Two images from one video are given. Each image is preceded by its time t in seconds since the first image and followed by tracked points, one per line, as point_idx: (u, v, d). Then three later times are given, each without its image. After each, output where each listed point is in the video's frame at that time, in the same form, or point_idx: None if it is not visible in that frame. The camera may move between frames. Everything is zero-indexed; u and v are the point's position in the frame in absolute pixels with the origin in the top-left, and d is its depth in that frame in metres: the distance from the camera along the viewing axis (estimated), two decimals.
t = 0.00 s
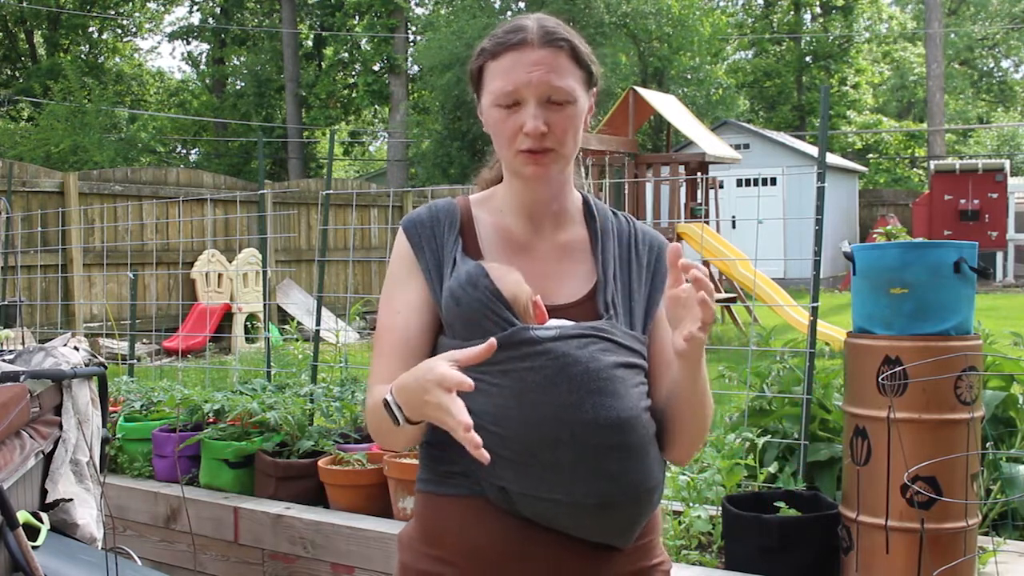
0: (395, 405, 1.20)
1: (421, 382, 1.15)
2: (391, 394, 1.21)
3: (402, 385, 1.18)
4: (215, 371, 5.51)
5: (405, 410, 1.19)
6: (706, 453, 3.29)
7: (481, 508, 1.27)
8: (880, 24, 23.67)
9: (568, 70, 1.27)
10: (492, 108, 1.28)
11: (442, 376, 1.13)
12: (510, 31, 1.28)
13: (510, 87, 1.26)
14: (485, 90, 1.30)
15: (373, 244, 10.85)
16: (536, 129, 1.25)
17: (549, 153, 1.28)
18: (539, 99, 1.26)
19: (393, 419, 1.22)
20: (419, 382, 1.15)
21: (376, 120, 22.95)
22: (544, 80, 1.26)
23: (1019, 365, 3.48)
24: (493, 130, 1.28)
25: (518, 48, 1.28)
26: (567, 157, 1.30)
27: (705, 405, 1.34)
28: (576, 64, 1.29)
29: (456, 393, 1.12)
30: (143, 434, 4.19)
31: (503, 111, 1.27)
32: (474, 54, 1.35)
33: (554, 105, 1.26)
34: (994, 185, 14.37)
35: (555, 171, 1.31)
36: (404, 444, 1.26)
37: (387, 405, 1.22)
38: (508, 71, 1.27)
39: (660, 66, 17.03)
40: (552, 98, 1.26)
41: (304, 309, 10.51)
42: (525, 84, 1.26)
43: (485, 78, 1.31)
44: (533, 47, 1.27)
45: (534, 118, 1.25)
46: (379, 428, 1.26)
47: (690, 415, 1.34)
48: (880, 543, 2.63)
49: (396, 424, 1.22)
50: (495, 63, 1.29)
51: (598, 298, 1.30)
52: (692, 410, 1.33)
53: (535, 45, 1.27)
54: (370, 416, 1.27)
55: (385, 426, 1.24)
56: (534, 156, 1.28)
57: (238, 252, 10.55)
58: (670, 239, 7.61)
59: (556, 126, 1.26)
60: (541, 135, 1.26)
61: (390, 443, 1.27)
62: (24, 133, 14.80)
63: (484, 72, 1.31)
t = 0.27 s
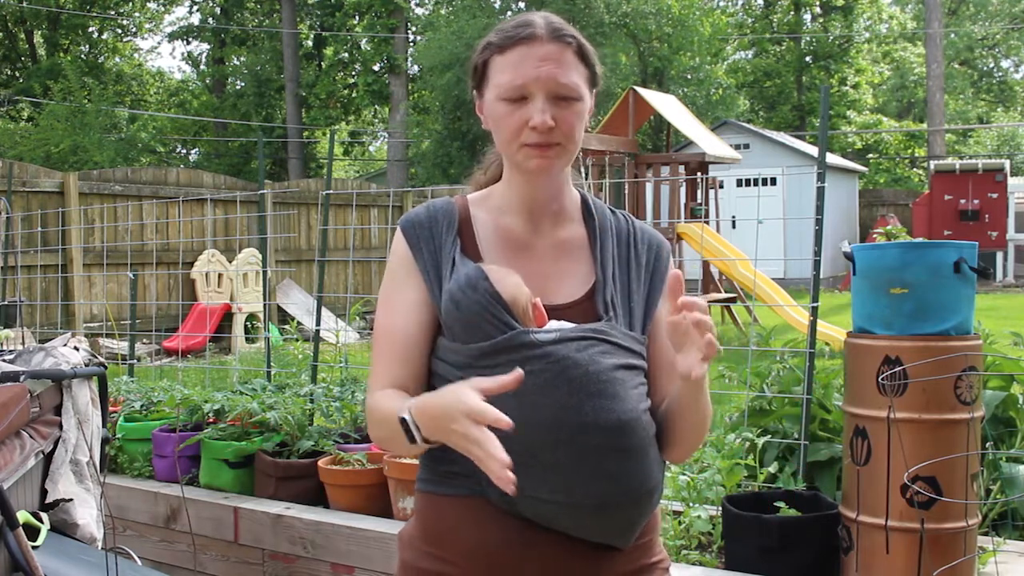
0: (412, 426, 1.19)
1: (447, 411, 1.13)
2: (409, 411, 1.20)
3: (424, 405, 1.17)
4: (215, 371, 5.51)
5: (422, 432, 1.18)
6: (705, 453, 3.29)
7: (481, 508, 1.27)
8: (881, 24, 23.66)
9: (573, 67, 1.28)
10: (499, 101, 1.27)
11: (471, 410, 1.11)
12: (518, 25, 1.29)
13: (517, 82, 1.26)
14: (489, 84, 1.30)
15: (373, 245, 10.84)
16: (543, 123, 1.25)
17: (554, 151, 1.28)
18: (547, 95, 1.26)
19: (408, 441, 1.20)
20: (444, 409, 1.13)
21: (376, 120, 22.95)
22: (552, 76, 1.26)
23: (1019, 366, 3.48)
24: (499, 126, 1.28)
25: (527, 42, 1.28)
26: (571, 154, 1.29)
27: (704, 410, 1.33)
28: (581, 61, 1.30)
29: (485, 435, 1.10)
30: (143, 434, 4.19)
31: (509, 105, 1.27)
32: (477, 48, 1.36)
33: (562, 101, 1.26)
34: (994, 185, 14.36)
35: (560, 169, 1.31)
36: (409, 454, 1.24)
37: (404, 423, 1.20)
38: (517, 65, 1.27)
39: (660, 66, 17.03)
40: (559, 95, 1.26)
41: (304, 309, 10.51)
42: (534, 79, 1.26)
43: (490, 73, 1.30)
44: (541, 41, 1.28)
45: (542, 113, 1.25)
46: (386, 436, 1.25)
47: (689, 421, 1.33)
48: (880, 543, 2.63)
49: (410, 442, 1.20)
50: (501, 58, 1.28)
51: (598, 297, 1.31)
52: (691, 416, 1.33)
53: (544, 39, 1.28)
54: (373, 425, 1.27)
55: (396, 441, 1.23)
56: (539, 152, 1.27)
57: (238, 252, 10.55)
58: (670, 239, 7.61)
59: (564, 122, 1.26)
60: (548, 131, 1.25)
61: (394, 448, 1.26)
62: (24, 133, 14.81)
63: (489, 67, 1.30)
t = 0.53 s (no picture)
0: (461, 458, 1.16)
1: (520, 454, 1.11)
2: (456, 440, 1.17)
3: (481, 440, 1.14)
4: (215, 371, 5.51)
5: (472, 465, 1.16)
6: (705, 453, 3.29)
7: (480, 507, 1.26)
8: (881, 24, 23.66)
9: (578, 67, 1.28)
10: (503, 97, 1.27)
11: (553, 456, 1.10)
12: (526, 23, 1.29)
13: (522, 79, 1.26)
14: (493, 80, 1.30)
15: (373, 244, 10.84)
16: (548, 120, 1.25)
17: (557, 150, 1.28)
18: (554, 94, 1.26)
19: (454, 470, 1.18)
20: (517, 453, 1.11)
21: (376, 120, 22.94)
22: (558, 74, 1.26)
23: (1019, 366, 3.48)
24: (501, 122, 1.28)
25: (536, 40, 1.28)
26: (571, 152, 1.29)
27: (704, 415, 1.34)
28: (585, 61, 1.31)
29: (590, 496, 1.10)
30: (143, 434, 4.19)
31: (513, 101, 1.27)
32: (479, 46, 1.36)
33: (567, 100, 1.27)
34: (994, 185, 14.35)
35: (559, 168, 1.31)
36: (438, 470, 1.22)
37: (448, 450, 1.17)
38: (524, 63, 1.27)
39: (660, 65, 17.02)
40: (564, 94, 1.26)
41: (304, 309, 10.51)
42: (541, 77, 1.26)
43: (494, 69, 1.30)
44: (550, 41, 1.28)
45: (549, 111, 1.25)
46: (393, 440, 1.24)
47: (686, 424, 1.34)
48: (879, 543, 2.63)
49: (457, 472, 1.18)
50: (507, 55, 1.29)
51: (592, 294, 1.31)
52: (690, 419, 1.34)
53: (552, 39, 1.28)
54: (377, 430, 1.27)
55: (433, 463, 1.21)
56: (541, 150, 1.27)
57: (238, 252, 10.55)
58: (670, 239, 7.61)
59: (569, 121, 1.27)
60: (553, 128, 1.25)
61: (396, 451, 1.26)
62: (24, 133, 14.82)
63: (492, 64, 1.30)
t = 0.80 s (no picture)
0: (507, 462, 1.15)
1: (575, 455, 1.10)
2: (503, 442, 1.16)
3: (527, 444, 1.14)
4: (215, 371, 5.51)
5: (515, 469, 1.15)
6: (706, 453, 3.29)
7: (481, 505, 1.27)
8: (881, 24, 23.65)
9: (581, 69, 1.29)
10: (507, 97, 1.27)
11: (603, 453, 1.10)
12: (531, 24, 1.30)
13: (527, 78, 1.26)
14: (496, 78, 1.30)
15: (373, 244, 10.84)
16: (553, 119, 1.25)
17: (558, 150, 1.28)
18: (558, 95, 1.26)
19: (494, 474, 1.17)
20: (570, 456, 1.10)
21: (376, 120, 22.94)
22: (561, 75, 1.27)
23: (1019, 365, 3.48)
24: (502, 121, 1.28)
25: (542, 41, 1.29)
26: (571, 152, 1.29)
27: (703, 407, 1.35)
28: (588, 65, 1.32)
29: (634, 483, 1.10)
30: (143, 434, 4.19)
31: (517, 100, 1.27)
32: (481, 45, 1.37)
33: (569, 101, 1.27)
34: (994, 185, 14.34)
35: (560, 167, 1.31)
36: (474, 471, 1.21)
37: (489, 452, 1.17)
38: (529, 63, 1.27)
39: (660, 65, 17.01)
40: (568, 95, 1.27)
41: (304, 309, 10.50)
42: (546, 78, 1.26)
43: (497, 68, 1.30)
44: (555, 43, 1.29)
45: (553, 111, 1.25)
46: (399, 436, 1.24)
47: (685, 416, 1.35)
48: (880, 543, 2.63)
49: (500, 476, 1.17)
50: (512, 54, 1.28)
51: (589, 292, 1.31)
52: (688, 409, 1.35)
53: (556, 41, 1.29)
54: (380, 426, 1.27)
55: (465, 464, 1.20)
56: (543, 150, 1.27)
57: (238, 252, 10.55)
58: (670, 239, 7.61)
59: (572, 122, 1.27)
60: (556, 128, 1.25)
61: (399, 444, 1.25)
62: (24, 133, 14.83)
63: (496, 63, 1.30)
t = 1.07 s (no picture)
0: (524, 461, 1.15)
1: (590, 456, 1.11)
2: (518, 441, 1.16)
3: (547, 443, 1.13)
4: (215, 371, 5.51)
5: (532, 469, 1.15)
6: (705, 453, 3.29)
7: (483, 505, 1.27)
8: (881, 24, 23.65)
9: (580, 71, 1.29)
10: (507, 97, 1.27)
11: (620, 450, 1.11)
12: (531, 25, 1.30)
13: (528, 79, 1.26)
14: (496, 78, 1.29)
15: (373, 244, 10.85)
16: (554, 121, 1.25)
17: (557, 150, 1.28)
18: (559, 96, 1.27)
19: (509, 473, 1.17)
20: (588, 455, 1.11)
21: (376, 120, 22.94)
22: (561, 76, 1.27)
23: (1019, 366, 3.48)
24: (502, 121, 1.28)
25: (541, 43, 1.29)
26: (570, 152, 1.29)
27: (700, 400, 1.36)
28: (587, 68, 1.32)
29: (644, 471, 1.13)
30: (143, 435, 4.19)
31: (518, 100, 1.27)
32: (478, 45, 1.37)
33: (570, 102, 1.28)
34: (994, 185, 14.35)
35: (559, 167, 1.31)
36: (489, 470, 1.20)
37: (506, 450, 1.16)
38: (529, 63, 1.27)
39: (660, 65, 17.01)
40: (567, 97, 1.27)
41: (304, 309, 10.51)
42: (548, 79, 1.26)
43: (496, 70, 1.30)
44: (555, 44, 1.29)
45: (555, 111, 1.25)
46: (405, 432, 1.23)
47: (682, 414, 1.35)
48: (879, 543, 2.63)
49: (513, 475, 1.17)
50: (512, 55, 1.28)
51: (589, 292, 1.31)
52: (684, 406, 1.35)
53: (555, 43, 1.29)
54: (384, 421, 1.26)
55: (480, 462, 1.19)
56: (544, 150, 1.27)
57: (238, 252, 10.55)
58: (670, 239, 7.61)
59: (572, 123, 1.27)
60: (556, 129, 1.25)
61: (404, 440, 1.24)
62: (24, 133, 14.84)
63: (495, 63, 1.30)
